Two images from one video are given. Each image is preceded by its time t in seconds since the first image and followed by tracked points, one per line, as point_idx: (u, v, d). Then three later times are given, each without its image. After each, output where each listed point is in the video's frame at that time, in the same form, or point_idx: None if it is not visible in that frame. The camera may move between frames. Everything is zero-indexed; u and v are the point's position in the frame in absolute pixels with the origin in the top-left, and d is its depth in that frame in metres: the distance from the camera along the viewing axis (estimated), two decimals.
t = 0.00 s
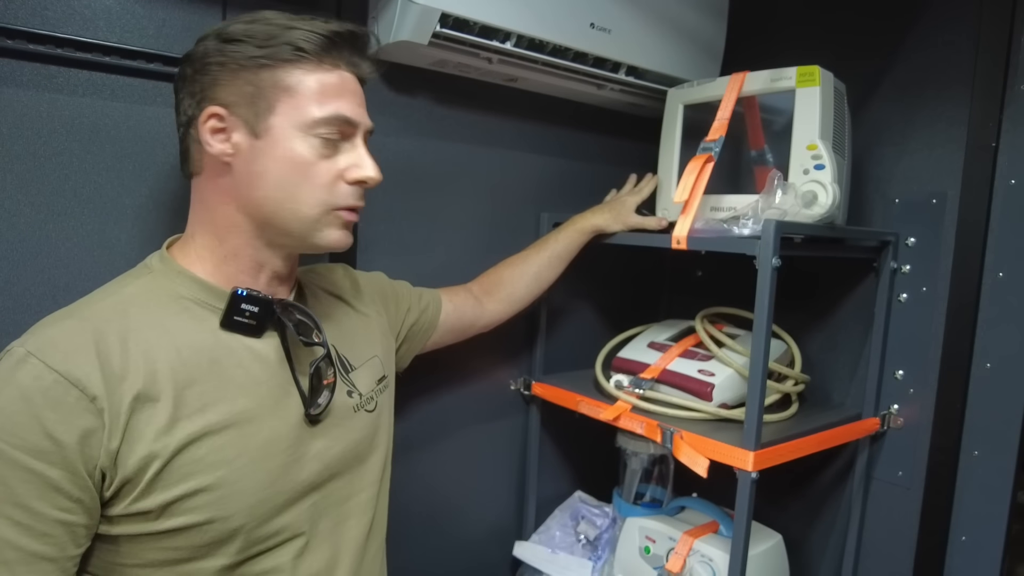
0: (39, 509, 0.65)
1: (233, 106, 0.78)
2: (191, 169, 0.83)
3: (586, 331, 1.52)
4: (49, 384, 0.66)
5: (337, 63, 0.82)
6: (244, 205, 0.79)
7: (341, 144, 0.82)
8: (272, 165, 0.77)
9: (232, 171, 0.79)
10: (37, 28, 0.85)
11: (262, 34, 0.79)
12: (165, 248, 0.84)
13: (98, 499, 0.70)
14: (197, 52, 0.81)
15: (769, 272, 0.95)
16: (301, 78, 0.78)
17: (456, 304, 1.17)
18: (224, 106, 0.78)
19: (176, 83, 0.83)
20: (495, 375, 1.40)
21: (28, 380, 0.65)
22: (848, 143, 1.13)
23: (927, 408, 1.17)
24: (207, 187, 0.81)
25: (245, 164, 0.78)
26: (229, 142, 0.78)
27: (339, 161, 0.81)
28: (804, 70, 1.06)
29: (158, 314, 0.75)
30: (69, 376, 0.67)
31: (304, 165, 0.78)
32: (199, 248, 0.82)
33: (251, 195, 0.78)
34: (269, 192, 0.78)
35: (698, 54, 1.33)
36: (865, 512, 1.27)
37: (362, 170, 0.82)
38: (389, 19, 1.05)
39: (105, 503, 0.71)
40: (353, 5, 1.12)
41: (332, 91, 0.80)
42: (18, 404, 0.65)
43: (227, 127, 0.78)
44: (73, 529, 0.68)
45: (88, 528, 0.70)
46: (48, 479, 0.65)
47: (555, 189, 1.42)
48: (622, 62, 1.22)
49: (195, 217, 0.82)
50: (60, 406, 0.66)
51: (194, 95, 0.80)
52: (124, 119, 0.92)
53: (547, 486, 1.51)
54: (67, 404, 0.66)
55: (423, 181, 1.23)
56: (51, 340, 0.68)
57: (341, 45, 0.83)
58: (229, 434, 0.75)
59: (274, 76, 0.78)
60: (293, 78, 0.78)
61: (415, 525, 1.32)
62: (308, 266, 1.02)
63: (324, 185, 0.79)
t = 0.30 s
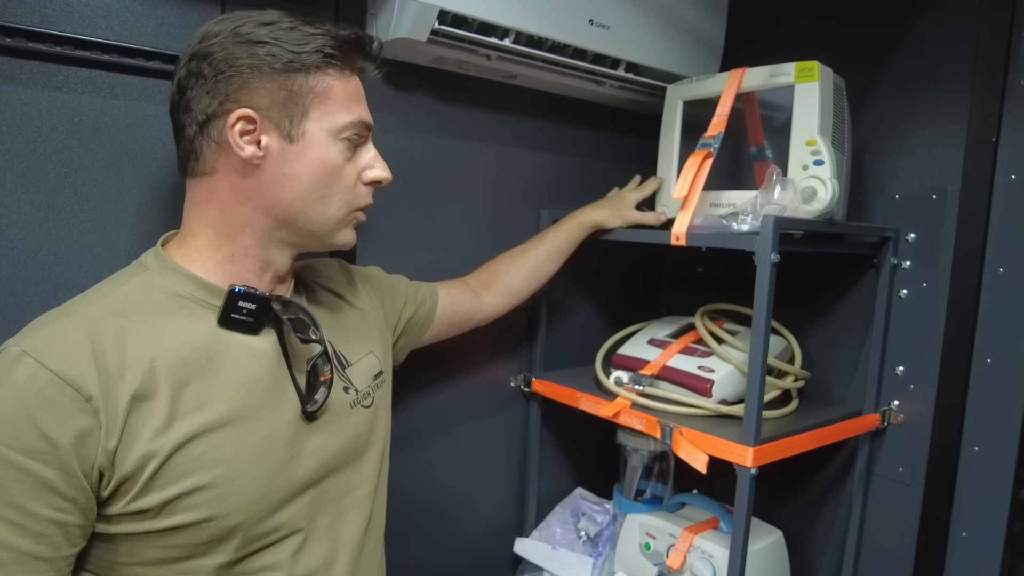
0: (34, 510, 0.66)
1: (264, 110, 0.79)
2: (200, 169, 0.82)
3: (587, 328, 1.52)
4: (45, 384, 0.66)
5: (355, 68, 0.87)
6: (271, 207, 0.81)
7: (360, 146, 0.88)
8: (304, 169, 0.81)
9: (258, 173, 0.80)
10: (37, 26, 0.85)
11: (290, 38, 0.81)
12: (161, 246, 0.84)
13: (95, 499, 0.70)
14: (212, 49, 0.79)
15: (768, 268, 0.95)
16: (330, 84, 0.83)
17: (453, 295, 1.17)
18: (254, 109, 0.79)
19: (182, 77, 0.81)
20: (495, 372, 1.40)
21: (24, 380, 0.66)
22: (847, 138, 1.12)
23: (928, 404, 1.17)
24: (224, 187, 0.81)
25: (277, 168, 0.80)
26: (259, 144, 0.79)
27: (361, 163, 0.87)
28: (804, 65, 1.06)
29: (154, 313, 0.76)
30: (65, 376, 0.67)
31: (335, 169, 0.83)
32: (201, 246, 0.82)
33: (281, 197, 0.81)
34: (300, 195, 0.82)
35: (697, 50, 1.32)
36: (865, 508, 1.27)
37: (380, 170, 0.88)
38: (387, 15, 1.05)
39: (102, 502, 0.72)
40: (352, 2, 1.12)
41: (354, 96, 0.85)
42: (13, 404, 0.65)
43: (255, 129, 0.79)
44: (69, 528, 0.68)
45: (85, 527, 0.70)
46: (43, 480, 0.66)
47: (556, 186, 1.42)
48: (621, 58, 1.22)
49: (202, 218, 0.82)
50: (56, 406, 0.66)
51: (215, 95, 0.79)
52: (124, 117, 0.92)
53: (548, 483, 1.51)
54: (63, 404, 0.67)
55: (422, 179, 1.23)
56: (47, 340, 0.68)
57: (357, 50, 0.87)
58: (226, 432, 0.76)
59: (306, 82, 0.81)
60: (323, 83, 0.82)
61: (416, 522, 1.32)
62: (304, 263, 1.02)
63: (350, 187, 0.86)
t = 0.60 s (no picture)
0: (37, 511, 0.66)
1: (269, 107, 0.79)
2: (204, 168, 0.81)
3: (587, 325, 1.52)
4: (49, 385, 0.66)
5: (355, 64, 0.87)
6: (277, 205, 0.82)
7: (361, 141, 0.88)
8: (310, 166, 0.82)
9: (264, 171, 0.80)
10: (36, 25, 0.85)
11: (293, 35, 0.81)
12: (161, 243, 0.84)
13: (99, 499, 0.70)
14: (213, 47, 0.79)
15: (767, 264, 0.95)
16: (332, 80, 0.83)
17: (444, 319, 1.17)
18: (259, 106, 0.79)
19: (183, 76, 0.80)
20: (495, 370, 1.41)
21: (27, 380, 0.66)
22: (847, 135, 1.12)
23: (928, 400, 1.17)
24: (228, 185, 0.81)
25: (283, 165, 0.81)
26: (264, 142, 0.80)
27: (363, 158, 0.88)
28: (803, 62, 1.06)
29: (157, 313, 0.76)
30: (69, 376, 0.67)
31: (340, 165, 0.84)
32: (202, 244, 0.82)
33: (287, 194, 0.81)
34: (306, 192, 0.82)
35: (697, 47, 1.32)
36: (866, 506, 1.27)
37: (381, 165, 0.89)
38: (386, 13, 1.05)
39: (105, 502, 0.72)
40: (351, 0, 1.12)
41: (355, 92, 0.86)
42: (15, 405, 0.65)
43: (260, 127, 0.79)
44: (72, 529, 0.69)
45: (87, 527, 0.71)
46: (47, 480, 0.66)
47: (555, 183, 1.42)
48: (620, 55, 1.22)
49: (205, 217, 0.82)
50: (60, 407, 0.66)
51: (219, 93, 0.79)
52: (123, 115, 0.93)
53: (548, 480, 1.51)
54: (68, 404, 0.67)
55: (422, 176, 1.23)
56: (50, 340, 0.68)
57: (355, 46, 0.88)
58: (230, 432, 0.76)
59: (310, 79, 0.81)
60: (326, 80, 0.83)
61: (416, 520, 1.32)
62: (303, 263, 1.03)
63: (354, 183, 0.86)
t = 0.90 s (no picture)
0: (33, 506, 0.65)
1: (264, 101, 0.79)
2: (201, 168, 0.81)
3: (585, 322, 1.51)
4: (48, 379, 0.66)
5: (346, 52, 0.87)
6: (277, 201, 0.81)
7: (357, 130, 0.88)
8: (309, 159, 0.81)
9: (263, 167, 0.80)
10: (30, 20, 0.85)
11: (282, 26, 0.80)
12: (159, 237, 0.84)
13: (96, 495, 0.70)
14: (202, 44, 0.78)
15: (765, 260, 0.94)
16: (325, 69, 0.83)
17: (434, 360, 1.16)
18: (254, 101, 0.78)
19: (173, 76, 0.79)
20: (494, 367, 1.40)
21: (25, 373, 0.65)
22: (847, 129, 1.11)
23: (928, 397, 1.16)
24: (227, 183, 0.80)
25: (282, 160, 0.80)
26: (262, 137, 0.79)
27: (359, 147, 0.87)
28: (802, 55, 1.05)
29: (158, 307, 0.75)
30: (68, 370, 0.67)
31: (338, 156, 0.84)
32: (201, 240, 0.82)
33: (287, 189, 0.81)
34: (306, 185, 0.82)
35: (696, 41, 1.31)
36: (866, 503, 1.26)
37: (377, 153, 0.89)
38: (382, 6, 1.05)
39: (103, 497, 0.72)
40: None
41: (347, 80, 0.86)
42: (14, 399, 0.64)
43: (256, 122, 0.79)
44: (68, 524, 0.68)
45: (83, 522, 0.70)
46: (44, 476, 0.65)
47: (553, 179, 1.41)
48: (618, 50, 1.21)
49: (201, 216, 0.81)
50: (59, 401, 0.66)
51: (212, 90, 0.78)
52: (117, 109, 0.92)
53: (547, 477, 1.51)
54: (67, 398, 0.66)
55: (419, 172, 1.22)
56: (48, 333, 0.68)
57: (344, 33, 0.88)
58: (232, 428, 0.76)
59: (303, 69, 0.81)
60: (319, 70, 0.82)
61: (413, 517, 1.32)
62: (304, 261, 1.03)
63: (352, 173, 0.86)
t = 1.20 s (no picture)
0: (30, 493, 0.65)
1: (279, 96, 0.78)
2: (210, 158, 0.80)
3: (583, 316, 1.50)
4: (47, 365, 0.65)
5: (366, 49, 0.86)
6: (286, 196, 0.80)
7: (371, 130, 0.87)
8: (322, 156, 0.81)
9: (274, 162, 0.79)
10: (19, 11, 0.84)
11: (302, 22, 0.79)
12: (165, 227, 0.83)
13: (93, 484, 0.69)
14: (220, 34, 0.77)
15: (762, 253, 0.94)
16: (343, 68, 0.82)
17: (438, 360, 1.15)
18: (269, 96, 0.78)
19: (187, 64, 0.78)
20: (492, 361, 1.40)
21: (23, 360, 0.65)
22: (845, 121, 1.10)
23: (928, 391, 1.15)
24: (235, 175, 0.79)
25: (293, 156, 0.79)
26: (274, 132, 0.78)
27: (373, 147, 0.87)
28: (799, 46, 1.04)
29: (157, 296, 0.75)
30: (67, 357, 0.66)
31: (351, 155, 0.83)
32: (207, 231, 0.81)
33: (298, 185, 0.80)
34: (317, 182, 0.81)
35: (693, 33, 1.30)
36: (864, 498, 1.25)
37: (391, 154, 0.88)
38: None
39: (101, 485, 0.71)
40: None
41: (366, 79, 0.85)
42: (12, 385, 0.63)
43: (269, 117, 0.78)
44: (66, 512, 0.68)
45: (81, 511, 0.70)
46: (41, 463, 0.65)
47: (550, 173, 1.40)
48: (615, 42, 1.20)
49: (210, 206, 0.81)
50: (58, 388, 0.65)
51: (227, 82, 0.77)
52: (108, 102, 0.91)
53: (545, 472, 1.50)
54: (65, 385, 0.66)
55: (415, 165, 1.22)
56: (47, 320, 0.68)
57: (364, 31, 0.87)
58: (232, 420, 0.75)
59: (321, 66, 0.80)
60: (336, 67, 0.82)
61: (410, 512, 1.31)
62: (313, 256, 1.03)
63: (364, 172, 0.85)
